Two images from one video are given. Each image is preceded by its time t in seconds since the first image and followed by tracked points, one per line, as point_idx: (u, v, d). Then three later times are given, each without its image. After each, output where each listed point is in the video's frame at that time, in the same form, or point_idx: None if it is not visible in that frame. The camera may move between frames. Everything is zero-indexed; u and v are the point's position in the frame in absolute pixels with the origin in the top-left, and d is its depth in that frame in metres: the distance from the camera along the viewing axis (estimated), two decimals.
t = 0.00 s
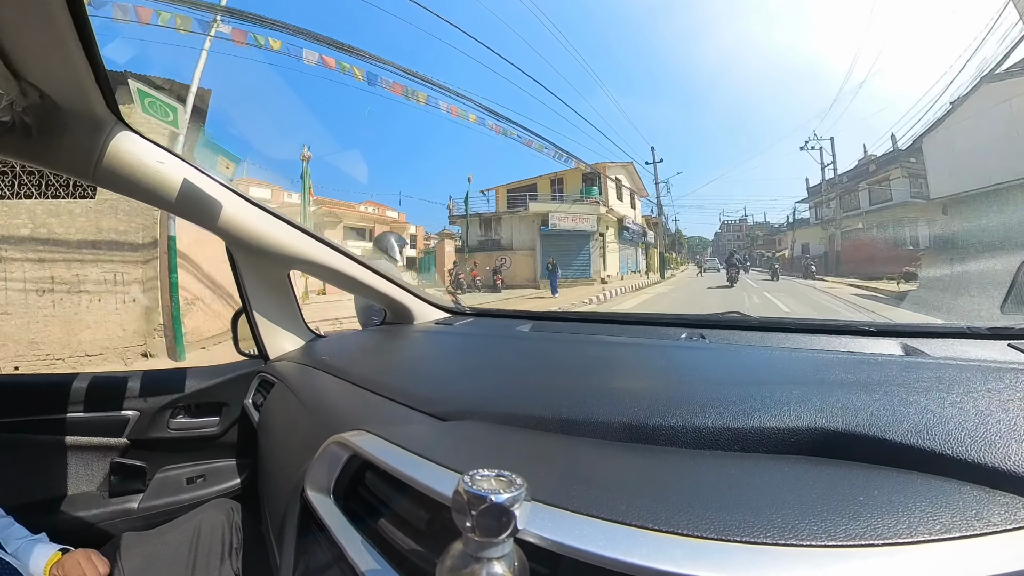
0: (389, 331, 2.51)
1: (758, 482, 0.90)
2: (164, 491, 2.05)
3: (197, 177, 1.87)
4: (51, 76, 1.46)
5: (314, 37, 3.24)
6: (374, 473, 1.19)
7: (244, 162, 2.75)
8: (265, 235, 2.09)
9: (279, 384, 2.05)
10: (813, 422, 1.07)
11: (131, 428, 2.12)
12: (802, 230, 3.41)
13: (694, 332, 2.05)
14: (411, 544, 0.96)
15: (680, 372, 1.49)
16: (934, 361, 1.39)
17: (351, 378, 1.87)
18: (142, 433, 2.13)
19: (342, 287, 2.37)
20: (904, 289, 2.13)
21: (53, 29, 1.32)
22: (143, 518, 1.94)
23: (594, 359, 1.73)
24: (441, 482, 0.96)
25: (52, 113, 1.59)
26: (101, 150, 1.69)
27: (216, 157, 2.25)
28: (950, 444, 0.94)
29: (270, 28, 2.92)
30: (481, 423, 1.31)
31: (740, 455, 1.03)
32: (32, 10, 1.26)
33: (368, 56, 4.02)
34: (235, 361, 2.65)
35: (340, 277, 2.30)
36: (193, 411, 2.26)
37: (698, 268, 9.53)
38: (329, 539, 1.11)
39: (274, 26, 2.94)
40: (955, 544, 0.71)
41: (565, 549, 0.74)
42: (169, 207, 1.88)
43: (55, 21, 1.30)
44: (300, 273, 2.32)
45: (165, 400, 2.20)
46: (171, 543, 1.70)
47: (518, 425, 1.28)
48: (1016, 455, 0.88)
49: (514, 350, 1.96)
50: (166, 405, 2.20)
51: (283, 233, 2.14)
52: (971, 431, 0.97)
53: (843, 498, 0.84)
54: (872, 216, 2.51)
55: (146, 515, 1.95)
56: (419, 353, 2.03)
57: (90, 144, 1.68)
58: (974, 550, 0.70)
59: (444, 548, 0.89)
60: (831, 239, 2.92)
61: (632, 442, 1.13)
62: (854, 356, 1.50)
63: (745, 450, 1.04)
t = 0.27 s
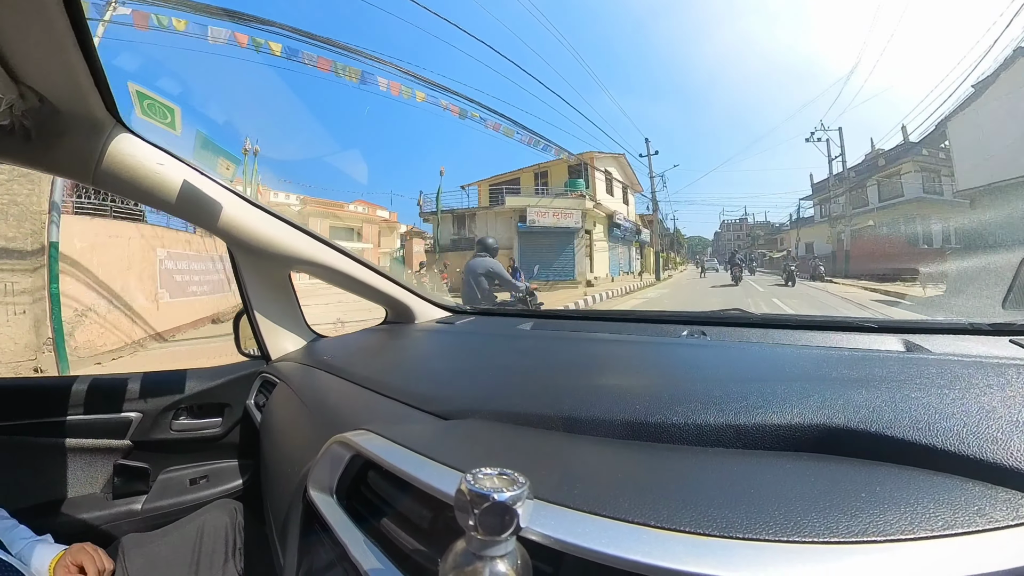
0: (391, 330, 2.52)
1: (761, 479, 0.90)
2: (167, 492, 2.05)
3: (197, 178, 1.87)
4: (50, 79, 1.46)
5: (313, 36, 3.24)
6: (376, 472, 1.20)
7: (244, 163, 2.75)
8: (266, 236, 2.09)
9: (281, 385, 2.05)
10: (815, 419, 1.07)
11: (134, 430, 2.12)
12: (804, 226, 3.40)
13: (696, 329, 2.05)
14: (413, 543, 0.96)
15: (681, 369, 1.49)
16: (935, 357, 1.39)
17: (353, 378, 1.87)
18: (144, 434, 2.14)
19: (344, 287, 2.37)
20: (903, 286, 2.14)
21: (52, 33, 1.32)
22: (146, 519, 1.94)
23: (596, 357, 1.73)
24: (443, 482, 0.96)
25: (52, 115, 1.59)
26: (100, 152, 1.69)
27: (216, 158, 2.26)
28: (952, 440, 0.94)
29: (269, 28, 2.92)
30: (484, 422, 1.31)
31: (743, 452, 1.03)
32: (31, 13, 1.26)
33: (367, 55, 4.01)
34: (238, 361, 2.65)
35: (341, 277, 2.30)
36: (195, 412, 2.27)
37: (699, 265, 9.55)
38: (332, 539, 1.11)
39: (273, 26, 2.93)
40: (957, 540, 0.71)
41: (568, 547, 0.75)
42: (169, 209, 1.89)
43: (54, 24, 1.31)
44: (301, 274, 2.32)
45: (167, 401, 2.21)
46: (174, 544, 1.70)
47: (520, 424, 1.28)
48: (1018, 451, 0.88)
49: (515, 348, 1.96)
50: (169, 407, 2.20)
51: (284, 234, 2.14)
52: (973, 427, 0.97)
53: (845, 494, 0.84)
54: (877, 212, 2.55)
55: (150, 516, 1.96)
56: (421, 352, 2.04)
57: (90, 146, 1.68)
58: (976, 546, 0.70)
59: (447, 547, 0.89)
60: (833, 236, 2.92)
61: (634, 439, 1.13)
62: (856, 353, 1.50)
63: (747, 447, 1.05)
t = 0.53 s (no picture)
0: (392, 330, 2.51)
1: (762, 481, 0.90)
2: (168, 491, 2.06)
3: (198, 179, 1.87)
4: (51, 80, 1.47)
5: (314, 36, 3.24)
6: (377, 473, 1.20)
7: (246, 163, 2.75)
8: (267, 236, 2.09)
9: (282, 385, 2.05)
10: (817, 420, 1.06)
11: (135, 429, 2.13)
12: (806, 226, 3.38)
13: (698, 329, 2.05)
14: (414, 543, 0.96)
15: (683, 369, 1.49)
16: (938, 359, 1.38)
17: (355, 378, 1.87)
18: (146, 434, 2.14)
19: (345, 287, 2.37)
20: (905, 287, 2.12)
21: (53, 34, 1.33)
22: (148, 518, 1.95)
23: (597, 357, 1.73)
24: (444, 482, 0.96)
25: (53, 116, 1.60)
26: (102, 153, 1.70)
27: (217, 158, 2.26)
28: (955, 442, 0.94)
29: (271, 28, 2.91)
30: (485, 422, 1.31)
31: (744, 453, 1.02)
32: (32, 14, 1.26)
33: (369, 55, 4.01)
34: (239, 361, 2.66)
35: (342, 277, 2.31)
36: (197, 412, 2.27)
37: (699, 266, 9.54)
38: (333, 540, 1.11)
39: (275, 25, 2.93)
40: (959, 542, 0.71)
41: (568, 549, 0.74)
42: (170, 209, 1.89)
43: (55, 25, 1.31)
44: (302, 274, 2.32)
45: (169, 401, 2.21)
46: (175, 544, 1.70)
47: (521, 424, 1.28)
48: (1021, 453, 0.88)
49: (517, 349, 1.96)
50: (170, 406, 2.21)
51: (285, 234, 2.15)
52: (977, 429, 0.96)
53: (847, 496, 0.83)
54: (889, 210, 2.29)
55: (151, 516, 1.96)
56: (422, 352, 2.04)
57: (91, 146, 1.68)
58: (978, 548, 0.70)
59: (448, 548, 0.89)
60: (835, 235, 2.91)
61: (636, 440, 1.13)
62: (858, 353, 1.49)
63: (749, 448, 1.04)
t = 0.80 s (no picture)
0: (393, 329, 2.52)
1: (763, 481, 0.90)
2: (170, 489, 2.06)
3: (199, 177, 1.88)
4: (52, 78, 1.47)
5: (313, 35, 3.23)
6: (377, 470, 1.20)
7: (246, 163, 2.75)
8: (268, 234, 2.10)
9: (283, 383, 2.06)
10: (818, 420, 1.06)
11: (137, 427, 2.14)
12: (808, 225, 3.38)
13: (699, 329, 2.05)
14: (414, 542, 0.96)
15: (684, 370, 1.49)
16: (939, 360, 1.38)
17: (356, 376, 1.88)
18: (147, 431, 2.15)
19: (346, 285, 2.37)
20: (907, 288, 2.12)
21: (54, 32, 1.33)
22: (149, 515, 1.95)
23: (599, 357, 1.72)
24: (444, 481, 0.96)
25: (55, 114, 1.60)
26: (103, 151, 1.70)
27: (218, 159, 2.26)
28: (956, 443, 0.93)
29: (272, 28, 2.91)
30: (485, 421, 1.31)
31: (744, 453, 1.02)
32: (34, 12, 1.27)
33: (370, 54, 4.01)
34: (241, 360, 2.66)
35: (342, 275, 2.31)
36: (198, 410, 2.28)
37: (699, 268, 9.53)
38: (333, 538, 1.11)
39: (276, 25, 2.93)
40: (959, 544, 0.71)
41: (569, 548, 0.74)
42: (172, 207, 1.89)
43: (56, 23, 1.31)
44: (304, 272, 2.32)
45: (170, 399, 2.22)
46: (176, 542, 1.71)
47: (522, 423, 1.28)
48: (1021, 455, 0.88)
49: (518, 348, 1.96)
50: (172, 404, 2.22)
51: (287, 232, 2.15)
52: (977, 430, 0.96)
53: (848, 497, 0.83)
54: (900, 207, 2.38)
55: (153, 513, 1.97)
56: (423, 351, 2.04)
57: (93, 145, 1.69)
58: (979, 550, 0.69)
59: (448, 546, 0.89)
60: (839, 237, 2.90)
61: (636, 440, 1.13)
62: (859, 354, 1.49)
63: (750, 448, 1.04)
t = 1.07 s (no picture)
0: (394, 327, 2.52)
1: (763, 481, 0.90)
2: (171, 486, 2.07)
3: (201, 175, 1.88)
4: (54, 77, 1.47)
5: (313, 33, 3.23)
6: (379, 468, 1.20)
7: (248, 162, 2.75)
8: (269, 232, 2.10)
9: (285, 380, 2.06)
10: (818, 421, 1.06)
11: (139, 424, 2.15)
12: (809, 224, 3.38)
13: (700, 328, 2.05)
14: (415, 540, 0.96)
15: (685, 369, 1.49)
16: (939, 360, 1.38)
17: (357, 374, 1.88)
18: (149, 429, 2.16)
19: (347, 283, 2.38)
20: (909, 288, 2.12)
21: (56, 31, 1.33)
22: (151, 512, 1.96)
23: (600, 356, 1.72)
24: (445, 479, 0.96)
25: (57, 112, 1.60)
26: (105, 149, 1.70)
27: (220, 157, 2.26)
28: (957, 444, 0.93)
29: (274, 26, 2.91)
30: (485, 419, 1.32)
31: (744, 453, 1.02)
32: (35, 11, 1.27)
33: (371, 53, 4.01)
34: (243, 358, 2.67)
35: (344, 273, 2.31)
36: (199, 407, 2.29)
37: (700, 267, 9.52)
38: (334, 535, 1.11)
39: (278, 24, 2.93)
40: (959, 545, 0.71)
41: (569, 546, 0.75)
42: (174, 205, 1.90)
43: (58, 22, 1.31)
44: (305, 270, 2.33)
45: (171, 396, 2.23)
46: (178, 539, 1.72)
47: (522, 421, 1.28)
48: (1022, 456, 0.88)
49: (519, 346, 1.96)
50: (173, 402, 2.23)
51: (289, 230, 2.15)
52: (978, 431, 0.96)
53: (848, 498, 0.83)
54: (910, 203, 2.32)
55: (155, 509, 1.98)
56: (424, 349, 2.04)
57: (96, 143, 1.69)
58: (979, 551, 0.69)
59: (449, 544, 0.89)
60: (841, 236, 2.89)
61: (637, 439, 1.13)
62: (860, 354, 1.49)
63: (750, 448, 1.04)
